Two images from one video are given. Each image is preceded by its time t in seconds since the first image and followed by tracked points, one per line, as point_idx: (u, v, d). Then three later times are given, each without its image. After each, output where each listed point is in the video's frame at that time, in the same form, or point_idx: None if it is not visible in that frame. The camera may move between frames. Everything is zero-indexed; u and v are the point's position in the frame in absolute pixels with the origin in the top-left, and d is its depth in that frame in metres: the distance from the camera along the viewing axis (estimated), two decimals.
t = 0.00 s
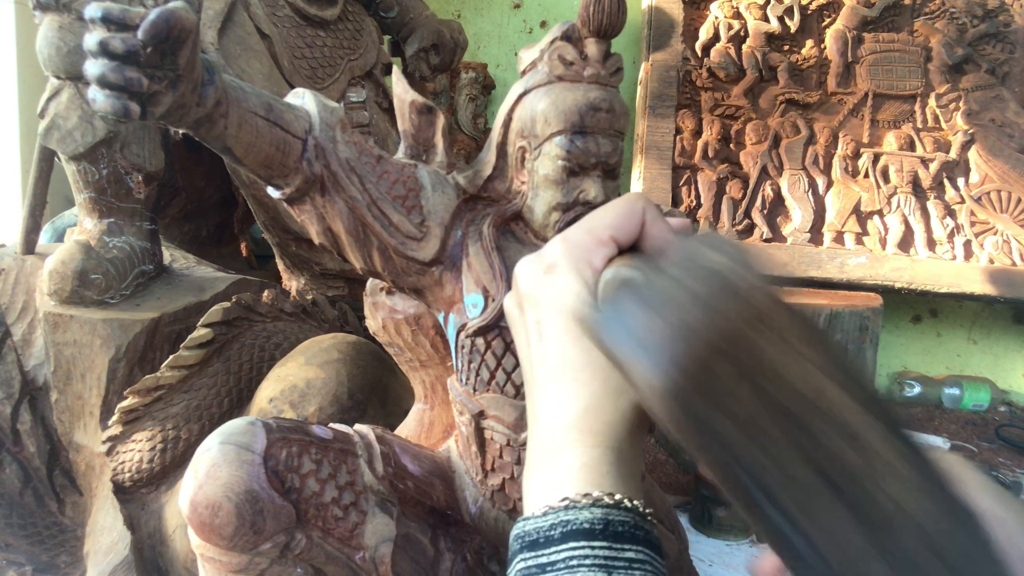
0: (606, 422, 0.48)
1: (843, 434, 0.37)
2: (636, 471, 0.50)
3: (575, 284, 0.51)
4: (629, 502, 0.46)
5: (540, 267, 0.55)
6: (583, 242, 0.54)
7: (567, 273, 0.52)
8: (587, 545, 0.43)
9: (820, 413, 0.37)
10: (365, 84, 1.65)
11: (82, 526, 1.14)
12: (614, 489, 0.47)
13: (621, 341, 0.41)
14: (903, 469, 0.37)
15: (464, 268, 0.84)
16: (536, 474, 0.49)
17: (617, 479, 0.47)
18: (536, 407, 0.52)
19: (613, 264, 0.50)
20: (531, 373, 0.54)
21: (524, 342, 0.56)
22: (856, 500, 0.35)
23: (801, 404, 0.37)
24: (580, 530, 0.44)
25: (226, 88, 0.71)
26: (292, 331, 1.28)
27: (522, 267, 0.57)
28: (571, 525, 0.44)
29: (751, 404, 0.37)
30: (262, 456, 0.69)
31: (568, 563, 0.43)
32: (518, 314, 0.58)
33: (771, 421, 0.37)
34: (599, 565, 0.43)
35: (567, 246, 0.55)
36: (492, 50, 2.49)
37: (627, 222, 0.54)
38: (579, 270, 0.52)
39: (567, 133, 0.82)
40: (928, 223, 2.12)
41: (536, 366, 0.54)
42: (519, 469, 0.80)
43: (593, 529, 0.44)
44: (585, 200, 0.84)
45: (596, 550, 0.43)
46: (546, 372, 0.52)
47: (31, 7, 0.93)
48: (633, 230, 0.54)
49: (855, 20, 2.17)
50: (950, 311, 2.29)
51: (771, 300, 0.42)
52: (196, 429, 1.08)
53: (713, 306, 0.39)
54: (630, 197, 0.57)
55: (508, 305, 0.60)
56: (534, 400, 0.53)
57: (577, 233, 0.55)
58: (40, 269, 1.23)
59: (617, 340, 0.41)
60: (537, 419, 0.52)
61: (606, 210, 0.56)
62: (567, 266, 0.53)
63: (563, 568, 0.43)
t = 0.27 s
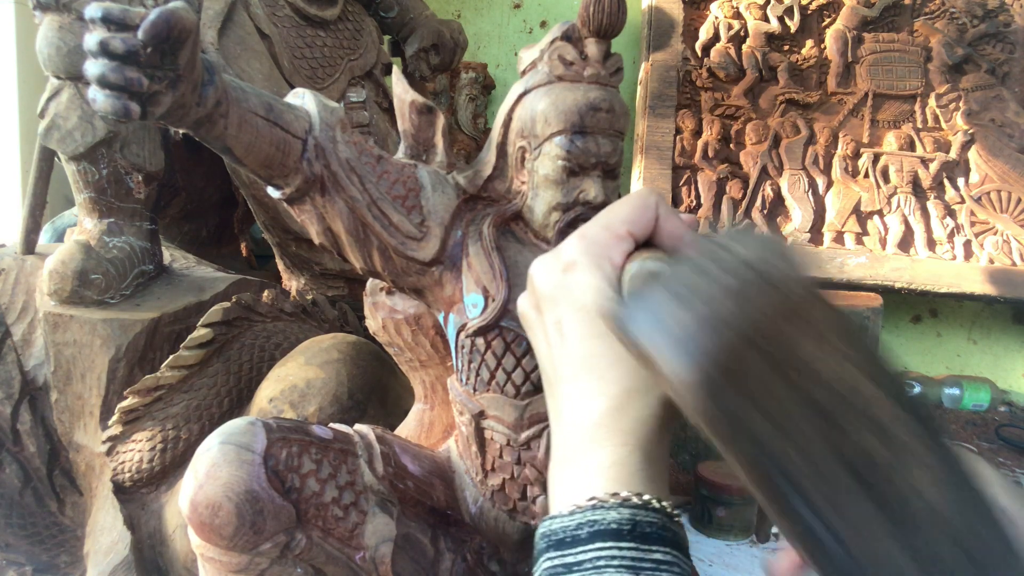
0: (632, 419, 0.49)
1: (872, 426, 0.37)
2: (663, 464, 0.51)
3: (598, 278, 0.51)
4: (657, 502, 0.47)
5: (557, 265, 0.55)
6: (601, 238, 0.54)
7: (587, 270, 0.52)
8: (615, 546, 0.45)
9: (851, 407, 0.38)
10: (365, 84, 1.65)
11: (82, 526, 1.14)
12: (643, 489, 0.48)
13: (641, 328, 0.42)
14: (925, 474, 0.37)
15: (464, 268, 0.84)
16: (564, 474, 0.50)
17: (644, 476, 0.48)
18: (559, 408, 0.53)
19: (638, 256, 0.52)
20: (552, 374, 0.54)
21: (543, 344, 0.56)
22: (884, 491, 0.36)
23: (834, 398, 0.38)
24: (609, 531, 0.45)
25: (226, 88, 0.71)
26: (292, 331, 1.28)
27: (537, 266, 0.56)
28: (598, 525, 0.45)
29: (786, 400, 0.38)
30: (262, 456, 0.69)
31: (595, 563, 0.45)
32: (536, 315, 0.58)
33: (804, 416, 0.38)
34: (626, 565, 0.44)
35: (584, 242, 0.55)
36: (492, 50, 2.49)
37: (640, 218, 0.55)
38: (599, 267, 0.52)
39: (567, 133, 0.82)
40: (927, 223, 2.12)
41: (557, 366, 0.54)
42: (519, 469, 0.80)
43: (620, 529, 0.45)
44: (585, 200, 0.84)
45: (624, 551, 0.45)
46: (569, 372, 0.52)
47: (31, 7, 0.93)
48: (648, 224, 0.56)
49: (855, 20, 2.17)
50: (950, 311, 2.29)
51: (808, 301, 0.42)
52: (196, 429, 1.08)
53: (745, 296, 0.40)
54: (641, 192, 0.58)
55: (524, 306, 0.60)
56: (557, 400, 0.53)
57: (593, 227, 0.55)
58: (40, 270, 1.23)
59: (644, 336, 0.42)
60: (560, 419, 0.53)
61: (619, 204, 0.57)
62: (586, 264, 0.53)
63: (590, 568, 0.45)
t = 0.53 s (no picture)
0: (643, 434, 0.52)
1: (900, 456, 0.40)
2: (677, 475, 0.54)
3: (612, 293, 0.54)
4: (670, 512, 0.49)
5: (565, 279, 0.57)
6: (610, 251, 0.57)
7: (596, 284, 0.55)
8: (630, 555, 0.46)
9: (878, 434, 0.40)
10: (365, 84, 1.65)
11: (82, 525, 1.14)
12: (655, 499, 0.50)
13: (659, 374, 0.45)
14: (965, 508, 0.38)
15: (464, 268, 0.84)
16: (577, 485, 0.52)
17: (657, 488, 0.51)
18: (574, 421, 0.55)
19: (647, 272, 0.54)
20: (565, 386, 0.57)
21: (554, 355, 0.60)
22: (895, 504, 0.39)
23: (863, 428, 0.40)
24: (623, 540, 0.47)
25: (226, 88, 0.71)
26: (292, 331, 1.28)
27: (545, 278, 0.59)
28: (612, 535, 0.48)
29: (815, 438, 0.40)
30: (262, 456, 0.69)
31: (610, 572, 0.47)
32: (545, 326, 0.61)
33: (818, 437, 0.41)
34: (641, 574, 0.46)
35: (592, 255, 0.57)
36: (492, 50, 2.49)
37: (647, 229, 0.58)
38: (608, 281, 0.55)
39: (567, 133, 0.82)
40: (927, 223, 2.12)
41: (569, 379, 0.57)
42: (519, 469, 0.80)
43: (634, 538, 0.47)
44: (585, 200, 0.83)
45: (638, 559, 0.46)
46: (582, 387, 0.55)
47: (31, 7, 0.93)
48: (655, 234, 0.58)
49: (855, 20, 2.17)
50: (950, 311, 2.30)
51: (848, 344, 0.43)
52: (196, 429, 1.08)
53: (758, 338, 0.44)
54: (647, 203, 0.60)
55: (532, 317, 0.63)
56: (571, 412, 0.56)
57: (601, 241, 0.57)
58: (40, 270, 1.23)
59: (662, 373, 0.46)
60: (573, 431, 0.56)
61: (626, 216, 0.59)
62: (595, 279, 0.56)
63: None
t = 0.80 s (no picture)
0: (659, 447, 0.51)
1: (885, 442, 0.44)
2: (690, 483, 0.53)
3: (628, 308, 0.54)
4: (688, 524, 0.49)
5: (576, 292, 0.56)
6: (622, 265, 0.56)
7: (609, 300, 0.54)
8: (645, 567, 0.47)
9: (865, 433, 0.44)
10: (365, 84, 1.65)
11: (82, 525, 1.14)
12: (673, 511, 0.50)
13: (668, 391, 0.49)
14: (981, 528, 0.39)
15: (464, 268, 0.84)
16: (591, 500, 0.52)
17: (674, 502, 0.50)
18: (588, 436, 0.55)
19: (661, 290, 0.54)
20: (578, 401, 0.56)
21: (566, 369, 0.58)
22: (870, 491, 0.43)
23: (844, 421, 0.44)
24: (638, 551, 0.47)
25: (226, 88, 0.71)
26: (292, 331, 1.28)
27: (556, 292, 0.57)
28: (628, 546, 0.48)
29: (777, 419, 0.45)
30: (262, 456, 0.69)
31: None
32: (555, 341, 0.59)
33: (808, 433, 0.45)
34: None
35: (604, 268, 0.56)
36: (492, 50, 2.49)
37: (657, 241, 0.57)
38: (622, 296, 0.54)
39: (567, 133, 0.82)
40: (927, 223, 2.12)
41: (582, 393, 0.56)
42: (519, 469, 0.80)
43: (650, 550, 0.47)
44: (585, 199, 0.83)
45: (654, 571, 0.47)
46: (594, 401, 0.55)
47: (31, 7, 0.93)
48: (664, 245, 0.58)
49: (855, 20, 2.17)
50: (950, 311, 2.30)
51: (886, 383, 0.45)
52: (196, 429, 1.08)
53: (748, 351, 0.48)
54: (654, 212, 0.60)
55: (540, 328, 0.61)
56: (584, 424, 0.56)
57: (613, 254, 0.56)
58: (40, 270, 1.23)
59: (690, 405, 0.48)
60: (586, 448, 0.55)
61: (634, 227, 0.59)
62: (608, 294, 0.54)
63: None
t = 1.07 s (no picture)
0: (638, 444, 0.46)
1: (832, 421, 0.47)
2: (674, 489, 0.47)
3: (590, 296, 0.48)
4: (661, 512, 0.45)
5: (552, 277, 0.51)
6: (598, 252, 0.52)
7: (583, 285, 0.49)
8: (621, 557, 0.44)
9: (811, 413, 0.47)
10: (365, 84, 1.65)
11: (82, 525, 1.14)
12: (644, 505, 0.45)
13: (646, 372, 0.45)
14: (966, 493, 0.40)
15: (464, 268, 0.84)
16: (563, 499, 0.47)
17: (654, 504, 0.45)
18: (560, 432, 0.49)
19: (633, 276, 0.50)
20: (550, 392, 0.50)
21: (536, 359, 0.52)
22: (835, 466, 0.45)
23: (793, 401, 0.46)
24: (613, 541, 0.44)
25: (226, 88, 0.71)
26: (292, 331, 1.28)
27: (531, 277, 0.52)
28: (601, 535, 0.44)
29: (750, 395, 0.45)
30: (262, 456, 0.69)
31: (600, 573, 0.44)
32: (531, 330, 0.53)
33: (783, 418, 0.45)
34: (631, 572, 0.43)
35: (580, 254, 0.52)
36: (492, 50, 2.49)
37: (635, 233, 0.55)
38: (597, 280, 0.49)
39: (567, 133, 0.82)
40: (927, 223, 2.12)
41: (555, 385, 0.50)
42: (520, 469, 0.80)
43: (624, 538, 0.44)
44: (585, 199, 0.83)
45: (629, 561, 0.44)
46: (568, 394, 0.48)
47: (31, 7, 0.93)
48: (643, 237, 0.55)
49: (855, 20, 2.17)
50: (950, 311, 2.30)
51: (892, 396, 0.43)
52: (196, 429, 1.08)
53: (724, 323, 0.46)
54: (635, 204, 0.57)
55: (520, 317, 0.55)
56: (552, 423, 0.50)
57: (588, 241, 0.53)
58: (40, 270, 1.23)
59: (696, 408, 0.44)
60: (559, 447, 0.49)
61: (614, 219, 0.56)
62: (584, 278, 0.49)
63: None
